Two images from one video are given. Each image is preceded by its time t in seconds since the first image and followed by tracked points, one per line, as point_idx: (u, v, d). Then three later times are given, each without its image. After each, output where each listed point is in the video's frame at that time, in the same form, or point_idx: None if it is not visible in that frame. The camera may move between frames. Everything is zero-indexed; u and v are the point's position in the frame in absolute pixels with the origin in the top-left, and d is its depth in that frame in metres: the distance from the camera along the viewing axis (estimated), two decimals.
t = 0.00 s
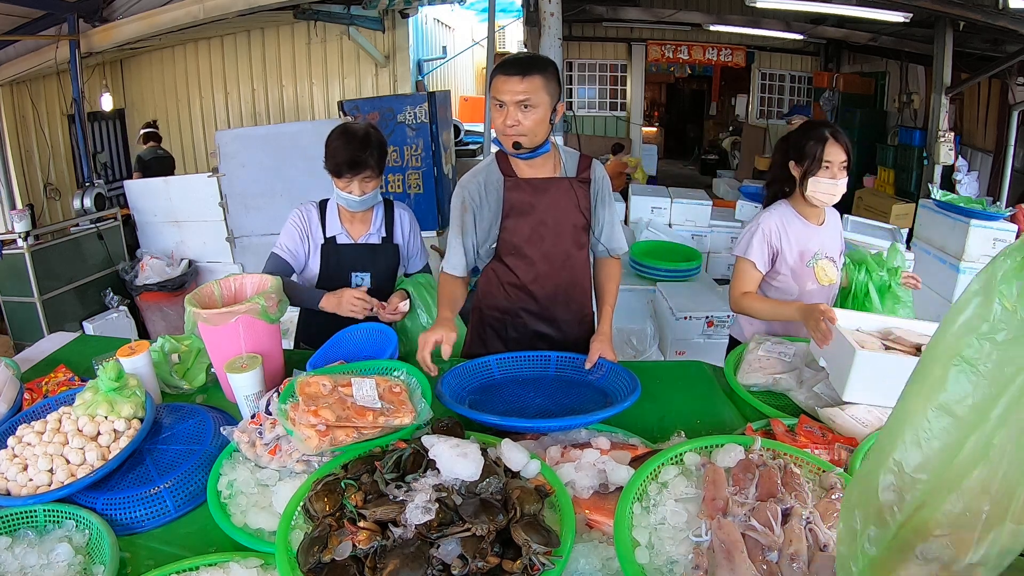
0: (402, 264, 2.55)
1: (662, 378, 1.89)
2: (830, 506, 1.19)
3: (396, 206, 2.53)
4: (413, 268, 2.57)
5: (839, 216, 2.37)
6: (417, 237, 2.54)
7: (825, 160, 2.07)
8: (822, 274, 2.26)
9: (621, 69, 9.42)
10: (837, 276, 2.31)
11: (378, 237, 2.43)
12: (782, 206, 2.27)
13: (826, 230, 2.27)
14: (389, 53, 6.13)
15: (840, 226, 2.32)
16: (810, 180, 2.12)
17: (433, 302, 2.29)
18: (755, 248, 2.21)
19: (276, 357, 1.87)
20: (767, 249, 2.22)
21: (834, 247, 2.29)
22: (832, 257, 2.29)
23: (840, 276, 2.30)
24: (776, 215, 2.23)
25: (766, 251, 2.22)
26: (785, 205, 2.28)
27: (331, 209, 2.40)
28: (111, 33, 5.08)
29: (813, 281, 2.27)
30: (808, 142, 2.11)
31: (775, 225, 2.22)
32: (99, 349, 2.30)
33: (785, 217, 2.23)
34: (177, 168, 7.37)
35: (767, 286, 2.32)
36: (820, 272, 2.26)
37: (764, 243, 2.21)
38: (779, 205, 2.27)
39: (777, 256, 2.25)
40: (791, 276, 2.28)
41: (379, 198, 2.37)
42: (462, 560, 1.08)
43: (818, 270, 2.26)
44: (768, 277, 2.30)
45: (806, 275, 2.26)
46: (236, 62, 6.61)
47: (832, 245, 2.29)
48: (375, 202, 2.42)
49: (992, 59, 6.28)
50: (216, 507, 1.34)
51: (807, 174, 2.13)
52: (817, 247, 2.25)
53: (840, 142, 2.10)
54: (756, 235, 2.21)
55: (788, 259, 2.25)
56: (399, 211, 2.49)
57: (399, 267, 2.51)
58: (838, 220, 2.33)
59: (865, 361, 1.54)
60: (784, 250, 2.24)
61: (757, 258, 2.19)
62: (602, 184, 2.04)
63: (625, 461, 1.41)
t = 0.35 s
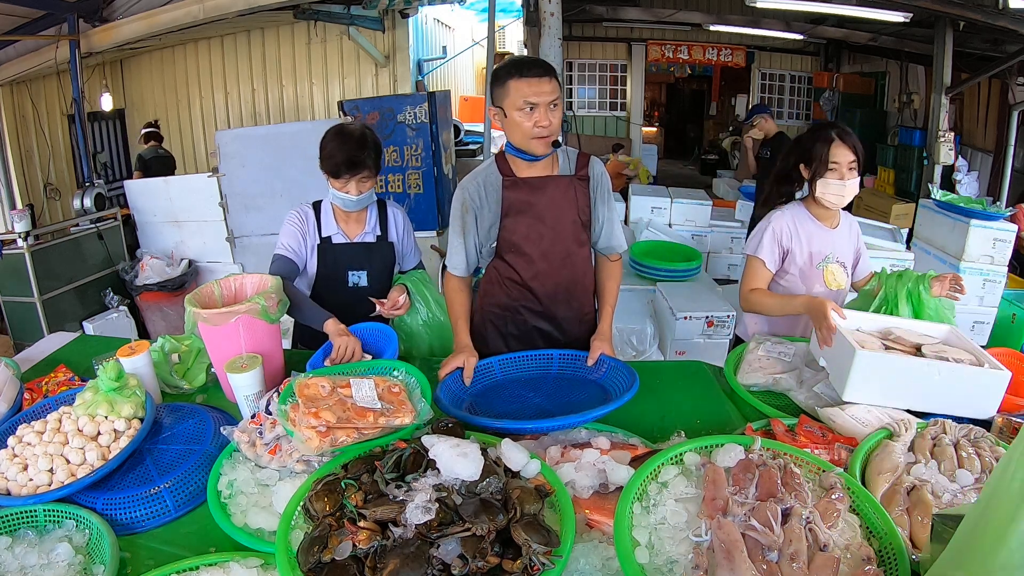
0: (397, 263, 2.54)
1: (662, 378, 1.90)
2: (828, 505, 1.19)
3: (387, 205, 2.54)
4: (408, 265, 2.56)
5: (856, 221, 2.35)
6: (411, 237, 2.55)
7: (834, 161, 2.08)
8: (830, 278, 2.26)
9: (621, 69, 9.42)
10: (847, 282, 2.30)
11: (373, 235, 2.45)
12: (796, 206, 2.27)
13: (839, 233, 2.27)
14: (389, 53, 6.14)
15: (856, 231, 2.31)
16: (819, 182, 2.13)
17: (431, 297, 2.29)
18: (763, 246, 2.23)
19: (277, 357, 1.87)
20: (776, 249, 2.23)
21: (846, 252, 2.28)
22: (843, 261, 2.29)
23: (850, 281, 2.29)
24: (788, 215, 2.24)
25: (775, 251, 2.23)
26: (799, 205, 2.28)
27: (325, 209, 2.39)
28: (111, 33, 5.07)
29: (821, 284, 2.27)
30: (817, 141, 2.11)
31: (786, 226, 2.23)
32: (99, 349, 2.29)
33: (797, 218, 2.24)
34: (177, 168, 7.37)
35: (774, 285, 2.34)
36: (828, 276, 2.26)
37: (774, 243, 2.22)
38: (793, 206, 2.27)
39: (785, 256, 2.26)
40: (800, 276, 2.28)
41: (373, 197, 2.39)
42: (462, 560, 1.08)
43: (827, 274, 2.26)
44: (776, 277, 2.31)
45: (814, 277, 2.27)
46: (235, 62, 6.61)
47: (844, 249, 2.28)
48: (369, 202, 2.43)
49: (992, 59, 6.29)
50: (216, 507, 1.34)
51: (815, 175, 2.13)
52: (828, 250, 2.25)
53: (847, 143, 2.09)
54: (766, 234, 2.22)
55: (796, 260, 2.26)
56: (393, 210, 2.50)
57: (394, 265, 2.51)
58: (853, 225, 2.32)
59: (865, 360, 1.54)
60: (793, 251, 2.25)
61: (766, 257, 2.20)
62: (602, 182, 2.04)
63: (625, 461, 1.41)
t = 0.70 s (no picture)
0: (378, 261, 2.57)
1: (662, 378, 1.89)
2: (828, 505, 1.19)
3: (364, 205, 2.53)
4: (389, 263, 2.60)
5: (896, 228, 2.28)
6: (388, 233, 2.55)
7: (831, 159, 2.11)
8: (853, 279, 2.24)
9: (621, 69, 9.42)
10: (873, 286, 2.26)
11: (351, 235, 2.44)
12: (823, 207, 2.26)
13: (869, 236, 2.23)
14: (390, 53, 6.15)
15: (891, 236, 2.25)
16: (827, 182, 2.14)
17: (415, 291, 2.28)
18: (783, 243, 2.25)
19: (276, 358, 1.87)
20: (796, 247, 2.24)
21: (875, 256, 2.24)
22: (871, 264, 2.25)
23: (877, 286, 2.25)
24: (813, 215, 2.24)
25: (795, 248, 2.24)
26: (826, 207, 2.27)
27: (302, 212, 2.38)
28: (111, 33, 5.07)
29: (842, 285, 2.26)
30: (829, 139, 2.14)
31: (809, 224, 2.23)
32: (99, 349, 2.29)
33: (821, 219, 2.24)
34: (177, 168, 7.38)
35: (795, 285, 2.35)
36: (850, 278, 2.24)
37: (795, 241, 2.23)
38: (821, 206, 2.27)
39: (806, 256, 2.27)
40: (820, 277, 2.28)
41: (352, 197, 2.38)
42: (462, 560, 1.08)
43: (850, 275, 2.24)
44: (798, 275, 2.32)
45: (836, 277, 2.26)
46: (235, 62, 6.61)
47: (874, 253, 2.24)
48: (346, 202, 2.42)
49: (993, 59, 6.29)
50: (216, 507, 1.34)
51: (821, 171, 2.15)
52: (853, 252, 2.23)
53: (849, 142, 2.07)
54: (788, 231, 2.24)
55: (818, 259, 2.26)
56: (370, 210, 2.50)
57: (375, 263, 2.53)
58: (889, 230, 2.26)
59: (865, 361, 1.54)
60: (815, 250, 2.25)
61: (784, 254, 2.23)
62: (601, 181, 2.06)
63: (625, 461, 1.41)
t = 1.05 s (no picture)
0: (346, 262, 2.54)
1: (662, 378, 1.89)
2: (828, 506, 1.19)
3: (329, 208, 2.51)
4: (357, 264, 2.56)
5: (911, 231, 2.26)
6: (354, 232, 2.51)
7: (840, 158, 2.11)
8: (859, 280, 2.24)
9: (621, 69, 9.42)
10: (880, 289, 2.24)
11: (313, 238, 2.40)
12: (833, 208, 2.28)
13: (880, 237, 2.22)
14: (390, 53, 6.15)
15: (904, 238, 2.23)
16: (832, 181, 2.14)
17: (383, 297, 2.31)
18: (790, 242, 2.29)
19: (276, 358, 1.87)
20: (804, 247, 2.27)
21: (886, 257, 2.23)
22: (881, 266, 2.24)
23: (886, 288, 2.23)
24: (823, 215, 2.26)
25: (803, 247, 2.27)
26: (837, 208, 2.28)
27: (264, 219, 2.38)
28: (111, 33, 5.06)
29: (849, 285, 2.26)
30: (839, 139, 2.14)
31: (818, 225, 2.25)
32: (99, 349, 2.29)
33: (830, 219, 2.25)
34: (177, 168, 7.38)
35: (803, 285, 2.36)
36: (857, 279, 2.24)
37: (802, 240, 2.26)
38: (832, 207, 2.28)
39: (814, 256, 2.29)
40: (827, 276, 2.29)
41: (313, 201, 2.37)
42: (462, 560, 1.08)
43: (857, 276, 2.24)
44: (807, 275, 2.33)
45: (844, 277, 2.26)
46: (236, 62, 6.61)
47: (885, 254, 2.23)
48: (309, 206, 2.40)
49: (993, 59, 6.29)
50: (216, 507, 1.34)
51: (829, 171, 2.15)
52: (863, 253, 2.23)
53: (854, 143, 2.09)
54: (795, 231, 2.27)
55: (825, 259, 2.27)
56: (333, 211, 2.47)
57: (342, 264, 2.50)
58: (903, 232, 2.23)
59: (865, 361, 1.54)
60: (825, 250, 2.26)
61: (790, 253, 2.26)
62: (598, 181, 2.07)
63: (625, 461, 1.41)
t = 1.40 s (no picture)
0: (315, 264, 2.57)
1: (661, 377, 1.89)
2: (828, 506, 1.19)
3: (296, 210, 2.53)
4: (326, 265, 2.59)
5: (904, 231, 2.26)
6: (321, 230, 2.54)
7: (830, 159, 2.11)
8: (852, 281, 2.23)
9: (621, 69, 9.42)
10: (873, 289, 2.24)
11: (280, 242, 2.43)
12: (826, 209, 2.28)
13: (872, 237, 2.22)
14: (389, 53, 6.16)
15: (896, 238, 2.23)
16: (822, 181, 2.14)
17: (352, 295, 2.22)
18: (783, 245, 2.29)
19: (276, 358, 1.87)
20: (796, 250, 2.27)
21: (879, 258, 2.23)
22: (874, 266, 2.24)
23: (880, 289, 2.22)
24: (815, 217, 2.26)
25: (795, 249, 2.27)
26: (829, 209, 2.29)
27: (231, 227, 2.42)
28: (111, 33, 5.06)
29: (843, 286, 2.25)
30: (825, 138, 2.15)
31: (810, 226, 2.26)
32: (99, 349, 2.29)
33: (822, 220, 2.25)
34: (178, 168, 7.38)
35: (797, 288, 2.36)
36: (851, 280, 2.23)
37: (794, 242, 2.27)
38: (824, 208, 2.29)
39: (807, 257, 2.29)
40: (821, 278, 2.29)
41: (277, 204, 2.39)
42: (462, 560, 1.08)
43: (850, 277, 2.23)
44: (800, 277, 2.33)
45: (837, 278, 2.26)
46: (236, 62, 6.61)
47: (878, 255, 2.23)
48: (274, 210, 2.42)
49: (993, 59, 6.29)
50: (216, 507, 1.34)
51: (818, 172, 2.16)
52: (855, 254, 2.23)
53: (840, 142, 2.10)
54: (787, 234, 2.28)
55: (818, 261, 2.28)
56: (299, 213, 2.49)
57: (312, 266, 2.53)
58: (896, 231, 2.24)
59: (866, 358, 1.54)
60: (817, 252, 2.26)
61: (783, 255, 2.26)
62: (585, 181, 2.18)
63: (625, 461, 1.41)
